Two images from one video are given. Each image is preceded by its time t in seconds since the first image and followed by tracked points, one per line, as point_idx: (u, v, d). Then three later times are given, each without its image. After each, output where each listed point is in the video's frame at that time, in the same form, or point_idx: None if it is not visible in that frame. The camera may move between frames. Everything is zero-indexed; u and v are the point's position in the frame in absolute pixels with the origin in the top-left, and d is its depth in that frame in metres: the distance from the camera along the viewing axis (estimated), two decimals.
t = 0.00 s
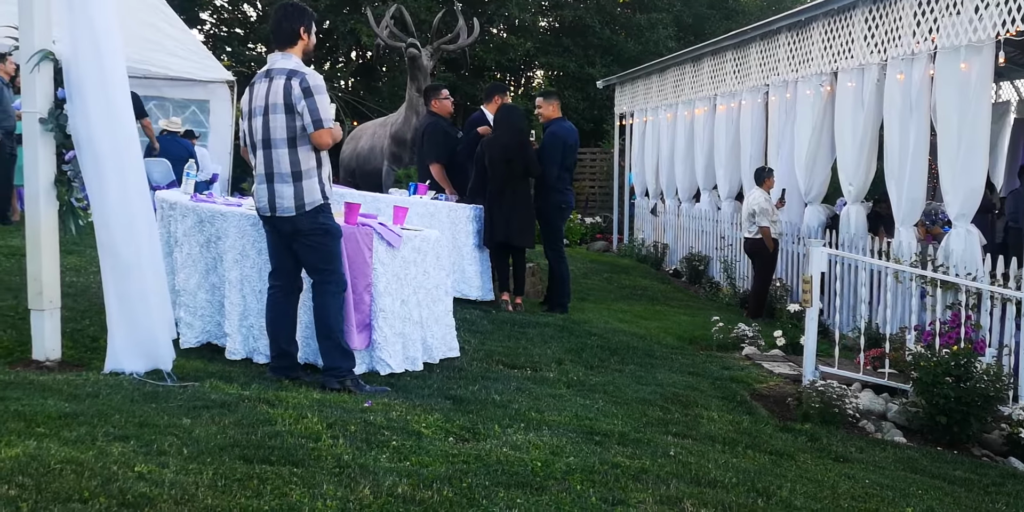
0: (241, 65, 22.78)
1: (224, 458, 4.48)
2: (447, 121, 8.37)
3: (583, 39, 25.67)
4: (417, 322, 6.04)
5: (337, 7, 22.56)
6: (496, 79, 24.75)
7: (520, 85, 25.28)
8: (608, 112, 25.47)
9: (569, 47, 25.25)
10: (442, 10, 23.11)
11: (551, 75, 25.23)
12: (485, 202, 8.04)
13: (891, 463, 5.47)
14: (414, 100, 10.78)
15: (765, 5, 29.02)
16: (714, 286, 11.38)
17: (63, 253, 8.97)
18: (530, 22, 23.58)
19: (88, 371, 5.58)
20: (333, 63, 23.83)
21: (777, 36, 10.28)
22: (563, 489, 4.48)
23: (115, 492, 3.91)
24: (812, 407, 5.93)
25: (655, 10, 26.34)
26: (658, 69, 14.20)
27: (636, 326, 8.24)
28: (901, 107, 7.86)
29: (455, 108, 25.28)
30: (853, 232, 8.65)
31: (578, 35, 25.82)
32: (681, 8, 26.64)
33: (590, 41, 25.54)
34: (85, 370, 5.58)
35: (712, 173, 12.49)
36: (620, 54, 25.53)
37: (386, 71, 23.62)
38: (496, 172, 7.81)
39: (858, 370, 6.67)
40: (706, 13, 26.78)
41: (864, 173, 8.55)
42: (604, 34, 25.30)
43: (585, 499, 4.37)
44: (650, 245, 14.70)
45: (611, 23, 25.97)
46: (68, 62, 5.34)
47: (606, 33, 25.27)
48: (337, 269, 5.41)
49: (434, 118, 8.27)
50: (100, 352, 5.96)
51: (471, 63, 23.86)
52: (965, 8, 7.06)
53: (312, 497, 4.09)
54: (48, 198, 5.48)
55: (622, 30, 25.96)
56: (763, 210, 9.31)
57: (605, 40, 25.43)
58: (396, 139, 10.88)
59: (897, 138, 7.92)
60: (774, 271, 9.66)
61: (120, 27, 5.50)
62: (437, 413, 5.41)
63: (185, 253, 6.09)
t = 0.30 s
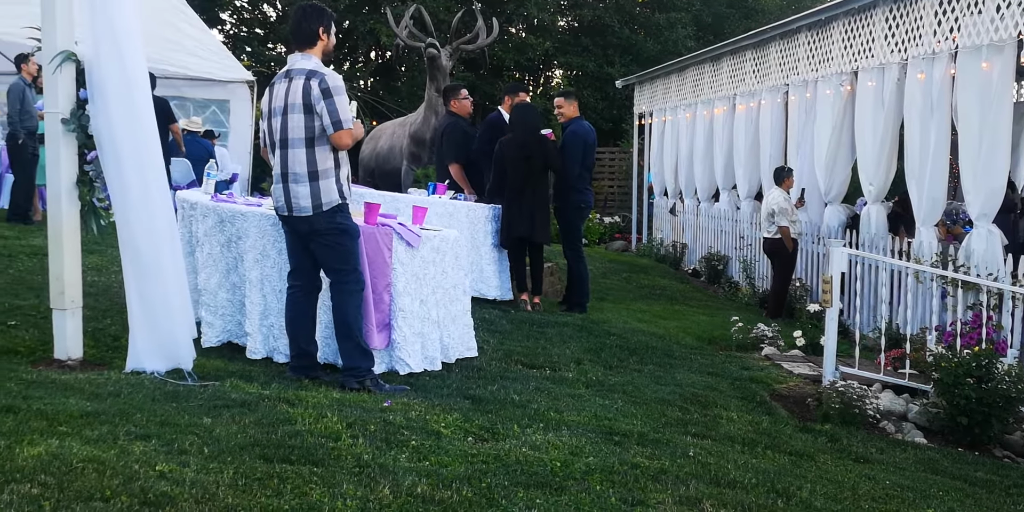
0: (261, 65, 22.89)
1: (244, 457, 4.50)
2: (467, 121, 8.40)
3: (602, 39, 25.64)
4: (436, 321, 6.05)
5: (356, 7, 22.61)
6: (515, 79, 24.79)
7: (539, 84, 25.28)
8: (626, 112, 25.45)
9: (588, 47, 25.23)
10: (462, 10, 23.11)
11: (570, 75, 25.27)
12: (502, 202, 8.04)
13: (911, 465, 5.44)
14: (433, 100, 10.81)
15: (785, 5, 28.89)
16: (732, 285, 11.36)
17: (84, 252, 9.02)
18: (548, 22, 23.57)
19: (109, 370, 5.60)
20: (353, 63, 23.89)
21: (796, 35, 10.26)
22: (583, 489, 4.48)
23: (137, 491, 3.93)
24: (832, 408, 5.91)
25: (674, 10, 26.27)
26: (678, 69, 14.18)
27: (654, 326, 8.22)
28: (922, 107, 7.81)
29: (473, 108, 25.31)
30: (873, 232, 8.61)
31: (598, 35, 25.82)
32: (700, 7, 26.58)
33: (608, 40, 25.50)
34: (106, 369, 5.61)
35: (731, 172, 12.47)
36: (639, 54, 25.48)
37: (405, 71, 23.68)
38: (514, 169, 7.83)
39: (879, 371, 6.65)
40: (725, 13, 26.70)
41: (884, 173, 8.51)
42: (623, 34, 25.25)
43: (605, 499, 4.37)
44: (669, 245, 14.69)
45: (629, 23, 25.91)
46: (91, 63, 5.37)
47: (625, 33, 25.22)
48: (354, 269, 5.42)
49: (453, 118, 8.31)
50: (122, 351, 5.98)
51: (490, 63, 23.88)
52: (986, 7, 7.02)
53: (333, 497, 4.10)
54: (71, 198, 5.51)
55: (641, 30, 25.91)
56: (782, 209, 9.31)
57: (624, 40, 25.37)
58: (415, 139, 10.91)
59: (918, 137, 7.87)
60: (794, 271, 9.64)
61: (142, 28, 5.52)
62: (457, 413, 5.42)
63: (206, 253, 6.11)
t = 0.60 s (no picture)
0: (280, 65, 23.08)
1: (265, 458, 4.51)
2: (485, 122, 8.43)
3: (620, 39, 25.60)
4: (454, 323, 6.05)
5: (375, 8, 22.60)
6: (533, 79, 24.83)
7: (558, 85, 25.54)
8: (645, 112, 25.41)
9: (607, 47, 25.21)
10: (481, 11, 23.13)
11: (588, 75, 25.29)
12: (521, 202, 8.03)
13: (931, 466, 5.42)
14: (451, 101, 10.84)
15: (804, 4, 28.77)
16: (750, 286, 11.35)
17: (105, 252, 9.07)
18: (567, 23, 23.57)
19: (130, 370, 5.63)
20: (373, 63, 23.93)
21: (816, 36, 10.24)
22: (602, 491, 4.48)
23: (158, 492, 3.94)
24: (852, 409, 5.88)
25: (692, 10, 26.17)
26: (697, 69, 14.16)
27: (674, 327, 8.20)
28: (942, 107, 7.77)
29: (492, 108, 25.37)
30: (893, 232, 8.59)
31: (616, 34, 25.64)
32: (718, 8, 26.46)
33: (627, 40, 25.45)
34: (127, 369, 5.64)
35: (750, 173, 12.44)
36: (658, 55, 25.41)
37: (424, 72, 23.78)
38: (535, 169, 7.84)
39: (899, 371, 6.63)
40: (744, 13, 26.57)
41: (905, 174, 8.48)
42: (641, 34, 25.19)
43: (624, 500, 4.37)
44: (688, 245, 14.66)
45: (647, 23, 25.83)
46: (113, 64, 5.39)
47: (643, 33, 25.16)
48: (371, 270, 5.40)
49: (472, 119, 8.33)
50: (142, 351, 6.01)
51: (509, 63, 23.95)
52: (1007, 7, 6.97)
53: (352, 498, 4.11)
54: (92, 200, 5.54)
55: (660, 30, 25.82)
56: (801, 210, 9.27)
57: (642, 40, 25.31)
58: (433, 140, 10.95)
59: (938, 137, 7.83)
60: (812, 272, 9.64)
61: (163, 29, 5.54)
62: (476, 413, 5.42)
63: (226, 254, 6.12)
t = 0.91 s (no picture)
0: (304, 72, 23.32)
1: (291, 464, 4.52)
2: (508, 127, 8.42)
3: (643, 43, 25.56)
4: (479, 329, 6.04)
5: (397, 14, 22.66)
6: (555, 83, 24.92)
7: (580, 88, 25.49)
8: (668, 116, 25.39)
9: (630, 52, 25.21)
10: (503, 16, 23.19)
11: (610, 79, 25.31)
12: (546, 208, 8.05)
13: (958, 474, 5.38)
14: (474, 107, 10.93)
15: (828, 9, 28.57)
16: (775, 291, 11.34)
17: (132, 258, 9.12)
18: (590, 27, 23.59)
19: (156, 376, 5.66)
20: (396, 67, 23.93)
21: (840, 41, 10.24)
22: (628, 498, 4.46)
23: (185, 498, 3.96)
24: (878, 416, 5.87)
25: (715, 14, 26.06)
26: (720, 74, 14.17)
27: (698, 333, 8.18)
28: (968, 112, 7.73)
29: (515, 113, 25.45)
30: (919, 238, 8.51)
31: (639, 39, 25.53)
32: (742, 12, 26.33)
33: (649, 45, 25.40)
34: (153, 375, 5.66)
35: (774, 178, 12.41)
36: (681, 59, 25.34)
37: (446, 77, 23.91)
38: (560, 175, 7.88)
39: (925, 378, 6.61)
40: (768, 17, 26.43)
41: (930, 178, 8.42)
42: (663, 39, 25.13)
43: (651, 508, 4.36)
44: (712, 250, 14.63)
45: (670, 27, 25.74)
46: (139, 72, 5.42)
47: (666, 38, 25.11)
48: (395, 275, 5.40)
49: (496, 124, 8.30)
50: (169, 357, 6.03)
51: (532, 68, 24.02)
52: None
53: (378, 505, 4.11)
54: (119, 207, 5.58)
55: (683, 35, 25.72)
56: (826, 215, 9.25)
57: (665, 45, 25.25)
58: (457, 145, 11.02)
59: (963, 142, 7.79)
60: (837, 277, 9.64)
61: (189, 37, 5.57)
62: (500, 420, 5.42)
63: (251, 260, 6.15)
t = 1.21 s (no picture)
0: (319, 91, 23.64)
1: (306, 486, 4.50)
2: (523, 148, 8.55)
3: (657, 64, 25.71)
4: (494, 351, 6.04)
5: (412, 35, 22.96)
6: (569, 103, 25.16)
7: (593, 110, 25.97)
8: (683, 137, 25.55)
9: (643, 73, 25.37)
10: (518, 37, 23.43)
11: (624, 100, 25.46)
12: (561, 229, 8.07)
13: (975, 497, 5.34)
14: (489, 128, 11.06)
15: (841, 30, 28.61)
16: (789, 312, 11.35)
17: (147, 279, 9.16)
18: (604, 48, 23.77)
19: (172, 397, 5.65)
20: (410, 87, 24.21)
21: (854, 62, 10.30)
22: None
23: None
24: (894, 439, 5.86)
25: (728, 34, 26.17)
26: (734, 95, 14.24)
27: (713, 354, 8.18)
28: (983, 134, 7.74)
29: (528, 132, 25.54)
30: (934, 258, 8.48)
31: (653, 61, 25.91)
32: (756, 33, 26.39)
33: (663, 66, 25.55)
34: (169, 396, 5.66)
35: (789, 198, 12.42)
36: (694, 80, 25.42)
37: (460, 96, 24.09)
38: (576, 195, 7.90)
39: (942, 401, 6.59)
40: (782, 38, 26.51)
41: (945, 200, 8.41)
42: (677, 60, 25.24)
43: None
44: (727, 270, 14.63)
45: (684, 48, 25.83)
46: (157, 93, 5.43)
47: (680, 59, 25.22)
48: (410, 297, 5.38)
49: (511, 146, 8.45)
50: (184, 378, 6.03)
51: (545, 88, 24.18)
52: None
53: None
54: (137, 228, 5.60)
55: (696, 56, 25.80)
56: (840, 236, 9.30)
57: (679, 66, 25.35)
58: (471, 166, 11.15)
59: (979, 163, 7.79)
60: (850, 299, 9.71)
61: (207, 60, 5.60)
62: (515, 442, 5.40)
63: (267, 281, 6.17)
